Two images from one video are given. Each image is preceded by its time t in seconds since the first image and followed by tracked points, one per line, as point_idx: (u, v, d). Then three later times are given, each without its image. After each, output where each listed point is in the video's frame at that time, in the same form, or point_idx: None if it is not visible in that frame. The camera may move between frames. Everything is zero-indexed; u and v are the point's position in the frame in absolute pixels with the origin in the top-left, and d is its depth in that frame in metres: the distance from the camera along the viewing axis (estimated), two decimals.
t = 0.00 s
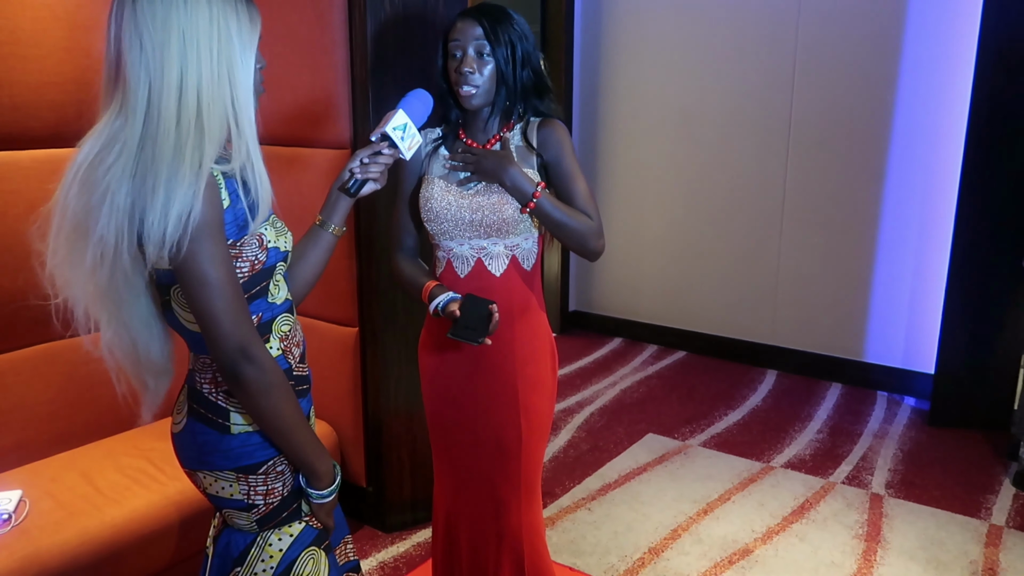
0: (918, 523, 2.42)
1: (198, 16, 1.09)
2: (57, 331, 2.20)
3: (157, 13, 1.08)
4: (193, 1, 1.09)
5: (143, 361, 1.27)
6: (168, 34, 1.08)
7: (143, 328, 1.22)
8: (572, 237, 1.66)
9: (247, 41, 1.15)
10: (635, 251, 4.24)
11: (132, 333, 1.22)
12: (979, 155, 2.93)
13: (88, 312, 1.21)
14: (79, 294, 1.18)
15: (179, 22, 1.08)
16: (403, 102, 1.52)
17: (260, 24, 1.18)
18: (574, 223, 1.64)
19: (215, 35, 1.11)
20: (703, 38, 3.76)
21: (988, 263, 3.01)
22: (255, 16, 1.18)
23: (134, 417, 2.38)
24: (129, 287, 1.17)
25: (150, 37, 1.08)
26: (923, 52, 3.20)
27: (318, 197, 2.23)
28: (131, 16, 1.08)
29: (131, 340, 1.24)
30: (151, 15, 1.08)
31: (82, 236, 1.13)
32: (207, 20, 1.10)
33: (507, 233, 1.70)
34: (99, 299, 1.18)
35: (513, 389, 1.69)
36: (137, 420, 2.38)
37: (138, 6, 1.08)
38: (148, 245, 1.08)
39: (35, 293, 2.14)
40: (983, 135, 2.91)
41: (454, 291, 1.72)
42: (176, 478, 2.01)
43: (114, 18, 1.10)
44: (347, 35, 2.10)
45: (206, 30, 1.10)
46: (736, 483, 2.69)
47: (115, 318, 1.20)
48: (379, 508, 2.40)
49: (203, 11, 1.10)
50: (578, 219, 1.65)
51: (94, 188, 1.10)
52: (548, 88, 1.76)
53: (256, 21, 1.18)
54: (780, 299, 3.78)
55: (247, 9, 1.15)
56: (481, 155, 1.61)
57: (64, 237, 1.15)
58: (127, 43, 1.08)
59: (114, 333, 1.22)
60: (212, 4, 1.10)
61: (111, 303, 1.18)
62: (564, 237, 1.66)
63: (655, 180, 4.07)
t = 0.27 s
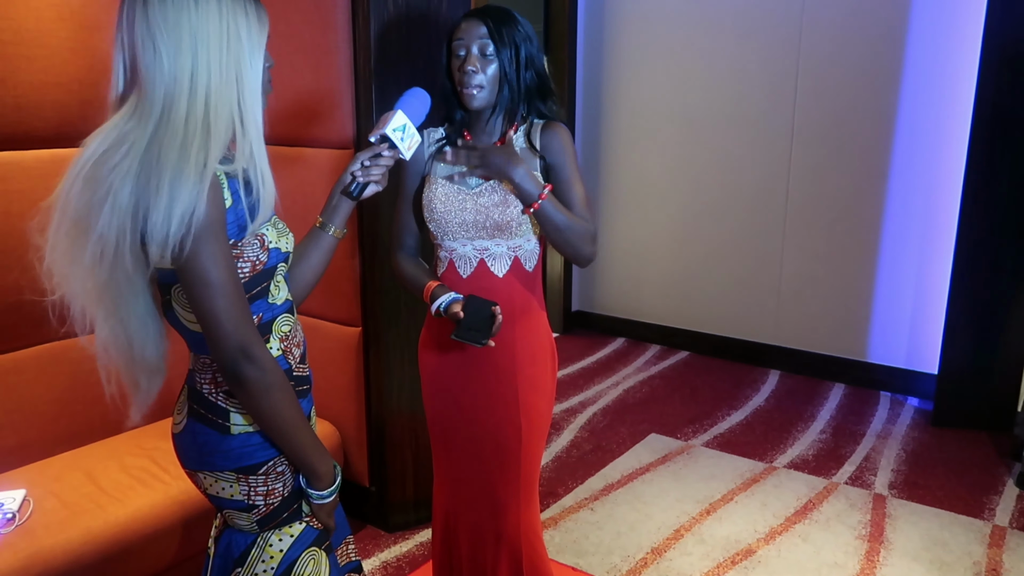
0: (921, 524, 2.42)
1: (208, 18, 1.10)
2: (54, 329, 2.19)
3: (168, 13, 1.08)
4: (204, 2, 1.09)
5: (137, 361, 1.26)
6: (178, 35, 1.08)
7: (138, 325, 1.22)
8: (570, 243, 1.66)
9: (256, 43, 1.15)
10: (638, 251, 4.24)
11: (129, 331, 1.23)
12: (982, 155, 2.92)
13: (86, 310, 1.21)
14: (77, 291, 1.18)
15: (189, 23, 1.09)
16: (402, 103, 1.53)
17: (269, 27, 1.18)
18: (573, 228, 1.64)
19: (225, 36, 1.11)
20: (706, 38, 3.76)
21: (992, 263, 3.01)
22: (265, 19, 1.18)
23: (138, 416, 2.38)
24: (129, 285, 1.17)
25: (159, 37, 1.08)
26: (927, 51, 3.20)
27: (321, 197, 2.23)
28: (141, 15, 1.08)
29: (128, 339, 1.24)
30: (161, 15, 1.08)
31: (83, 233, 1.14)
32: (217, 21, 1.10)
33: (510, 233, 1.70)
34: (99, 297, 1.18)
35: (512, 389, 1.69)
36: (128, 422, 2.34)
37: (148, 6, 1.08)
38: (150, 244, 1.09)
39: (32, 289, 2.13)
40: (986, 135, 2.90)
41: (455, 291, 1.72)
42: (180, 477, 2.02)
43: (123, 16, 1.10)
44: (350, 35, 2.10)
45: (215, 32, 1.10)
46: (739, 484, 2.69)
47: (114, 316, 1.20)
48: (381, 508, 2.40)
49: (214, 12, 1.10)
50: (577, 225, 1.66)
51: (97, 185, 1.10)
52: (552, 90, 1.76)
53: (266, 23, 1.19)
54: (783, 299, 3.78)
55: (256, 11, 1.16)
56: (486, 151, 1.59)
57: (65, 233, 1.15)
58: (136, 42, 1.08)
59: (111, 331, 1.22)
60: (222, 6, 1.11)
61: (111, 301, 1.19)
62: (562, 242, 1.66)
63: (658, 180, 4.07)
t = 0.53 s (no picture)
0: (923, 524, 2.42)
1: (212, 19, 1.10)
2: (63, 330, 2.21)
3: (173, 15, 1.08)
4: (209, 4, 1.10)
5: (147, 359, 1.27)
6: (182, 35, 1.09)
7: (145, 323, 1.23)
8: (559, 256, 1.70)
9: (261, 44, 1.16)
10: (640, 251, 4.24)
11: (137, 329, 1.23)
12: (984, 156, 2.92)
13: (92, 309, 1.21)
14: (83, 291, 1.19)
15: (194, 24, 1.09)
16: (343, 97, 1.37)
17: (273, 27, 1.18)
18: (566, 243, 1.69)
19: (229, 38, 1.11)
20: (708, 38, 3.76)
21: (995, 263, 3.01)
22: (269, 19, 1.19)
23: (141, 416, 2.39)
24: (134, 284, 1.18)
25: (164, 38, 1.08)
26: (930, 52, 3.19)
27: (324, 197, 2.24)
28: (146, 16, 1.09)
29: (136, 337, 1.24)
30: (166, 15, 1.08)
31: (88, 233, 1.14)
32: (221, 22, 1.11)
33: (510, 233, 1.70)
34: (105, 297, 1.19)
35: (512, 388, 1.69)
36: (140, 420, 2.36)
37: (153, 8, 1.08)
38: (154, 244, 1.09)
39: (43, 289, 2.15)
40: (989, 135, 2.90)
41: (456, 290, 1.73)
42: (182, 477, 2.02)
43: (129, 17, 1.11)
44: (353, 36, 2.10)
45: (219, 32, 1.11)
46: (741, 484, 2.69)
47: (119, 315, 1.21)
48: (383, 508, 2.41)
49: (218, 14, 1.10)
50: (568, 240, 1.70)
51: (101, 185, 1.11)
52: (555, 97, 1.76)
53: (270, 24, 1.19)
54: (785, 299, 3.78)
55: (260, 12, 1.16)
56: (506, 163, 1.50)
57: (70, 234, 1.16)
58: (141, 43, 1.09)
59: (118, 329, 1.23)
60: (226, 7, 1.11)
61: (116, 301, 1.19)
62: (553, 254, 1.69)
63: (660, 181, 4.07)
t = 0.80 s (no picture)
0: (926, 526, 2.41)
1: (215, 18, 1.10)
2: (62, 329, 2.20)
3: (176, 14, 1.09)
4: (211, 2, 1.10)
5: (146, 359, 1.27)
6: (185, 34, 1.09)
7: (145, 325, 1.24)
8: (565, 249, 1.69)
9: (264, 45, 1.16)
10: (643, 252, 4.24)
11: (136, 330, 1.24)
12: (988, 156, 2.92)
13: (95, 309, 1.22)
14: (85, 289, 1.19)
15: (196, 23, 1.09)
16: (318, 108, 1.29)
17: (277, 28, 1.19)
18: (570, 236, 1.68)
19: (231, 37, 1.11)
20: (711, 39, 3.76)
21: (998, 264, 3.00)
22: (273, 20, 1.19)
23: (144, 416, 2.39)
24: (134, 282, 1.18)
25: (167, 38, 1.09)
26: (934, 53, 3.19)
27: (327, 198, 2.24)
28: (150, 16, 1.09)
29: (135, 338, 1.25)
30: (170, 15, 1.09)
31: (91, 230, 1.15)
32: (225, 22, 1.11)
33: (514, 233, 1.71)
34: (107, 295, 1.19)
35: (515, 388, 1.70)
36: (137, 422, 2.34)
37: (157, 8, 1.09)
38: (155, 241, 1.09)
39: (39, 286, 2.14)
40: (993, 136, 2.90)
41: (460, 291, 1.73)
42: (185, 476, 2.03)
43: (133, 16, 1.11)
44: (357, 36, 2.10)
45: (222, 32, 1.11)
46: (744, 485, 2.68)
47: (120, 313, 1.21)
48: (386, 508, 2.41)
49: (220, 13, 1.11)
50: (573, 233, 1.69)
51: (104, 182, 1.11)
52: (559, 99, 1.77)
53: (274, 24, 1.19)
54: (788, 300, 3.78)
55: (264, 12, 1.16)
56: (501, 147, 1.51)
57: (73, 231, 1.16)
58: (145, 42, 1.10)
59: (118, 330, 1.23)
60: (230, 6, 1.11)
61: (117, 299, 1.19)
62: (558, 248, 1.69)
63: (663, 181, 4.07)
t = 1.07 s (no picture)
0: (933, 528, 2.40)
1: (218, 19, 1.11)
2: (67, 330, 2.20)
3: (178, 15, 1.09)
4: (213, 4, 1.11)
5: (156, 361, 1.28)
6: (188, 36, 1.09)
7: (154, 328, 1.25)
8: (575, 238, 1.66)
9: (265, 46, 1.17)
10: (648, 253, 4.24)
11: (145, 333, 1.25)
12: (995, 158, 2.91)
13: (102, 310, 1.23)
14: (92, 291, 1.20)
15: (199, 24, 1.10)
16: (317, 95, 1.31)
17: (277, 28, 1.20)
18: (578, 223, 1.64)
19: (234, 38, 1.12)
20: (717, 41, 3.76)
21: (1005, 267, 2.99)
22: (273, 19, 1.20)
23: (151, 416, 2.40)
24: (141, 285, 1.19)
25: (170, 39, 1.09)
26: (940, 54, 3.18)
27: (333, 199, 2.25)
28: (151, 15, 1.09)
29: (144, 340, 1.26)
30: (171, 16, 1.09)
31: (96, 233, 1.15)
32: (226, 22, 1.12)
33: (520, 234, 1.71)
34: (113, 297, 1.19)
35: (522, 389, 1.70)
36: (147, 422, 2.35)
37: (158, 7, 1.09)
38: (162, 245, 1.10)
39: (48, 291, 2.15)
40: (1000, 137, 2.89)
41: (466, 290, 1.73)
42: (192, 477, 2.03)
43: (132, 17, 1.11)
44: (363, 38, 2.11)
45: (225, 33, 1.12)
46: (749, 487, 2.68)
47: (127, 316, 1.22)
48: (391, 509, 2.41)
49: (223, 14, 1.11)
50: (582, 221, 1.66)
51: (109, 185, 1.11)
52: (567, 98, 1.77)
53: (274, 24, 1.20)
54: (793, 302, 3.77)
55: (264, 12, 1.17)
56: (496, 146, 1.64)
57: (78, 232, 1.16)
58: (147, 42, 1.10)
59: (126, 331, 1.24)
60: (231, 7, 1.12)
61: (124, 301, 1.20)
62: (566, 237, 1.66)
63: (668, 183, 4.07)
